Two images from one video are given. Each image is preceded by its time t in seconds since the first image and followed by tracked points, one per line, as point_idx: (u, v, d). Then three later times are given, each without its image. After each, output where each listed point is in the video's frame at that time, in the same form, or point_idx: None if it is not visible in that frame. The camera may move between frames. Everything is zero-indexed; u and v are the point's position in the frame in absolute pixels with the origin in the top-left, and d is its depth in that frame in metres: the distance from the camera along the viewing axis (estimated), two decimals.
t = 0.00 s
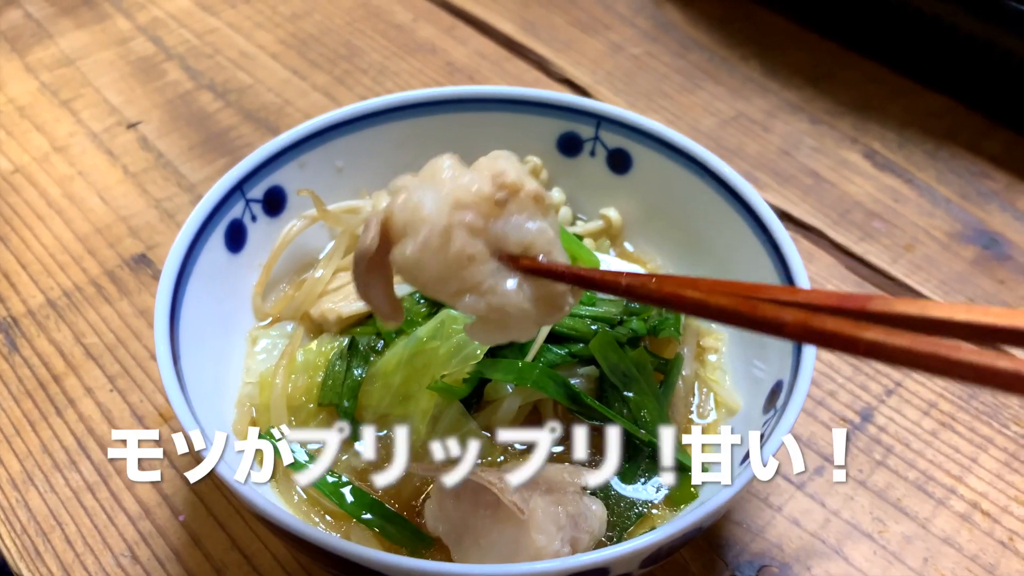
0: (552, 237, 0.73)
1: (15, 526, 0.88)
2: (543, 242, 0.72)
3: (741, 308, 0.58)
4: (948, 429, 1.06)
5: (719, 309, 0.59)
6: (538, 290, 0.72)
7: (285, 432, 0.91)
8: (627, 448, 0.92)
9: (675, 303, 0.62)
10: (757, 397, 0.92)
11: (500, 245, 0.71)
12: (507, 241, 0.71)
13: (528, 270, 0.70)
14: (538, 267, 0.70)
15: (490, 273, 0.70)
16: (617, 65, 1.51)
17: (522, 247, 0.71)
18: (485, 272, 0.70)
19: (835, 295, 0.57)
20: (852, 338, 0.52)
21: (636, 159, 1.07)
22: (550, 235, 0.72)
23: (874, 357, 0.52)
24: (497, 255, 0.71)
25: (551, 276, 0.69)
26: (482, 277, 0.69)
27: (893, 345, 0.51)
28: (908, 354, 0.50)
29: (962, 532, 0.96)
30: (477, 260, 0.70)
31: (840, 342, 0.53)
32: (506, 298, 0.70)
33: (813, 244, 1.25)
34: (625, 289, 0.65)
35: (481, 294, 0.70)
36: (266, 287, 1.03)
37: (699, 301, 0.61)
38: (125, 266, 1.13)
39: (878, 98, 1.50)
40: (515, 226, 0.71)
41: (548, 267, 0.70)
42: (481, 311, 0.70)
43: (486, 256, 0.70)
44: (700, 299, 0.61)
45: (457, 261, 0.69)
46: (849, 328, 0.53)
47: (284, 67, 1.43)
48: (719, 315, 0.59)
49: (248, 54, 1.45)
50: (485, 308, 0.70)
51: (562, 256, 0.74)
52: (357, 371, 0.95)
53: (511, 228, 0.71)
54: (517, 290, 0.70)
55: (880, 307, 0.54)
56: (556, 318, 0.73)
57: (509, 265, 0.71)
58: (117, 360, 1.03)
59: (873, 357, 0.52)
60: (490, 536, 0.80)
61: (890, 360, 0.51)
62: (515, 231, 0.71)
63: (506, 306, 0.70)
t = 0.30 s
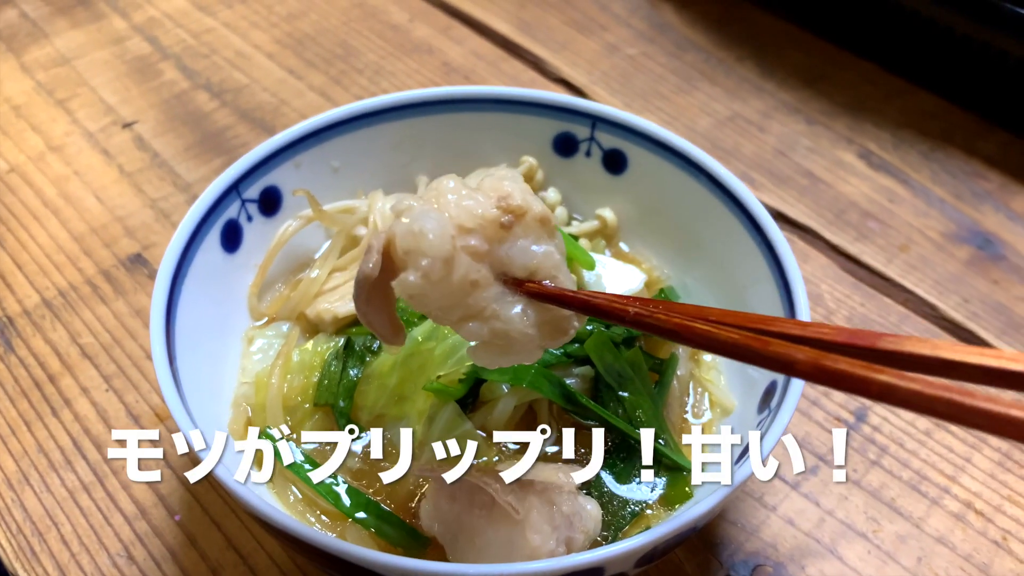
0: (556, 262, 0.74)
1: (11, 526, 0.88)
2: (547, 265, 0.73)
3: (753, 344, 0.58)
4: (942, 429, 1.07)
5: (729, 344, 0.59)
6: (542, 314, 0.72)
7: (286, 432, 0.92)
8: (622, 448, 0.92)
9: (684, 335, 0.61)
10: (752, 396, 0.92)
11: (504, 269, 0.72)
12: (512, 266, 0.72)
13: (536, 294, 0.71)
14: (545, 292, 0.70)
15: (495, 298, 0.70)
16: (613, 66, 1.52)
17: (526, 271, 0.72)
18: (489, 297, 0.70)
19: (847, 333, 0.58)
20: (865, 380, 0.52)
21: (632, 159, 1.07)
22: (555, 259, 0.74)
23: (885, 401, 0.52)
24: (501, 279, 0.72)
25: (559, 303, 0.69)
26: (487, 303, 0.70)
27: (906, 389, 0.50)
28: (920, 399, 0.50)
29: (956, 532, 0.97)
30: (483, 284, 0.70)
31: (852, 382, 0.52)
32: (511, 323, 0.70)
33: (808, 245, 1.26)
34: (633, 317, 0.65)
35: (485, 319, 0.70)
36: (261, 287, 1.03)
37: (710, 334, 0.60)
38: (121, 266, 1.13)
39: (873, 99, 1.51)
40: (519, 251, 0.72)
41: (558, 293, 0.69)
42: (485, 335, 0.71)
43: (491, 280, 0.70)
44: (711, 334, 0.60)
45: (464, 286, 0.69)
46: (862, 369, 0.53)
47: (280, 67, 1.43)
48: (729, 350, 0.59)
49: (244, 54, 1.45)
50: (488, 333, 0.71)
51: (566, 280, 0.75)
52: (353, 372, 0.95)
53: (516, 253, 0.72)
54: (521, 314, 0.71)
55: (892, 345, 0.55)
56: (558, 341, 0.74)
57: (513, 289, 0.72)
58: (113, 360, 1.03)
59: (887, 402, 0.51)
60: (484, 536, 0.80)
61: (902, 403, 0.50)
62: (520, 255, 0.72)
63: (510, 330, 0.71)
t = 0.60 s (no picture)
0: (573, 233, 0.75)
1: (19, 513, 0.88)
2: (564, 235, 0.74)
3: (776, 318, 0.59)
4: (942, 414, 1.08)
5: (753, 317, 0.60)
6: (556, 286, 0.73)
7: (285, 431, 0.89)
8: (627, 433, 0.92)
9: (706, 308, 0.63)
10: (755, 381, 0.93)
11: (520, 239, 0.72)
12: (528, 236, 0.72)
13: (554, 265, 0.71)
14: (562, 263, 0.71)
15: (510, 269, 0.71)
16: (614, 57, 1.52)
17: (542, 242, 0.73)
18: (504, 268, 0.71)
19: (868, 308, 0.60)
20: (890, 354, 0.54)
21: (634, 147, 1.08)
22: (571, 230, 0.74)
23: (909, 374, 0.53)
24: (516, 249, 0.73)
25: (576, 274, 0.70)
26: (502, 273, 0.71)
27: (930, 363, 0.52)
28: (946, 373, 0.52)
29: (957, 516, 0.98)
30: (497, 254, 0.71)
31: (877, 356, 0.54)
32: (525, 294, 0.71)
33: (809, 234, 1.27)
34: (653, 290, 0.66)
35: (499, 289, 0.72)
36: (267, 275, 1.03)
37: (732, 307, 0.62)
38: (125, 256, 1.13)
39: (872, 89, 1.52)
40: (535, 221, 0.73)
41: (574, 264, 0.70)
42: (499, 306, 0.72)
43: (506, 250, 0.71)
44: (734, 307, 0.62)
45: (479, 256, 0.70)
46: (886, 344, 0.54)
47: (281, 59, 1.43)
48: (752, 323, 0.60)
49: (245, 46, 1.45)
50: (503, 304, 0.72)
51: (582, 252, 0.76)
52: (360, 359, 0.96)
53: (532, 223, 0.72)
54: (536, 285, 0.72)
55: (913, 321, 0.57)
56: (573, 313, 0.76)
57: (529, 259, 0.73)
58: (118, 349, 1.04)
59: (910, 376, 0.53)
60: (490, 519, 0.81)
61: (927, 377, 0.52)
62: (536, 225, 0.73)
63: (525, 301, 0.72)
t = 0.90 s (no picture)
0: (574, 196, 0.74)
1: (17, 489, 0.89)
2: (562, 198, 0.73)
3: (778, 287, 0.58)
4: (937, 389, 1.08)
5: (755, 285, 0.58)
6: (557, 251, 0.74)
7: (286, 431, 0.86)
8: (622, 406, 0.93)
9: (708, 276, 0.61)
10: (749, 354, 0.93)
11: (517, 205, 0.72)
12: (525, 202, 0.72)
13: (553, 229, 0.71)
14: (562, 228, 0.70)
15: (508, 237, 0.71)
16: (609, 37, 1.52)
17: (540, 207, 0.72)
18: (502, 237, 0.71)
19: (874, 275, 0.59)
20: (897, 327, 0.53)
21: (629, 123, 1.08)
22: (570, 191, 0.73)
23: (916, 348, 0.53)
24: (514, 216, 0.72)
25: (576, 239, 0.70)
26: (499, 243, 0.71)
27: (938, 337, 0.52)
28: (953, 347, 0.51)
29: (951, 489, 0.97)
30: (493, 225, 0.71)
31: (884, 329, 0.53)
32: (525, 261, 0.71)
33: (804, 213, 1.27)
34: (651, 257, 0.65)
35: (498, 259, 0.72)
36: (262, 252, 1.03)
37: (733, 275, 0.60)
38: (121, 236, 1.14)
39: (867, 69, 1.52)
40: (532, 185, 0.72)
41: (576, 230, 0.70)
42: (499, 276, 0.72)
43: (503, 219, 0.71)
44: (735, 275, 0.60)
45: (474, 228, 0.70)
46: (894, 317, 0.53)
47: (276, 41, 1.43)
48: (754, 292, 0.59)
49: (240, 28, 1.45)
50: (503, 273, 0.72)
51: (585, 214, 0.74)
52: (355, 333, 0.96)
53: (528, 188, 0.72)
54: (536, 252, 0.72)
55: (920, 290, 0.56)
56: (575, 274, 0.76)
57: (527, 225, 0.72)
58: (114, 328, 1.04)
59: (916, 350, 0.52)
60: (486, 489, 0.81)
61: (934, 351, 0.51)
62: (533, 190, 0.72)
63: (525, 268, 0.72)
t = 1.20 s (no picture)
0: (565, 189, 0.71)
1: (13, 477, 0.89)
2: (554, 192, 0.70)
3: (774, 290, 0.56)
4: (932, 376, 1.08)
5: (750, 290, 0.57)
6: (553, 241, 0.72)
7: (286, 431, 0.86)
8: (618, 393, 0.93)
9: (702, 278, 0.60)
10: (745, 341, 0.93)
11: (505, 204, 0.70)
12: (512, 203, 0.70)
13: (549, 226, 0.69)
14: (556, 223, 0.68)
15: (499, 243, 0.71)
16: (605, 26, 1.52)
17: (528, 203, 0.70)
18: (492, 244, 0.71)
19: (879, 266, 0.56)
20: (896, 337, 0.50)
21: (624, 111, 1.08)
22: (560, 185, 0.70)
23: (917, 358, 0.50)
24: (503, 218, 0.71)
25: (568, 234, 0.68)
26: (489, 251, 0.71)
27: (939, 347, 0.48)
28: (955, 359, 0.48)
29: (946, 475, 0.97)
30: (481, 235, 0.70)
31: (882, 338, 0.50)
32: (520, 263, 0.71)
33: (800, 201, 1.27)
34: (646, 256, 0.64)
35: (493, 263, 0.71)
36: (258, 240, 1.03)
37: (729, 276, 0.58)
38: (116, 225, 1.13)
39: (864, 58, 1.52)
40: (517, 186, 0.70)
41: (569, 225, 0.68)
42: (496, 277, 0.72)
43: (490, 226, 0.71)
44: (730, 278, 0.59)
45: (460, 243, 0.70)
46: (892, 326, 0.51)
47: (272, 30, 1.42)
48: (749, 296, 0.57)
49: (235, 17, 1.45)
50: (500, 275, 0.72)
51: (579, 203, 0.72)
52: (352, 321, 0.96)
53: (514, 189, 0.70)
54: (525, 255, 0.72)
55: (927, 284, 0.54)
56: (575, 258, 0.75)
57: (519, 221, 0.71)
58: (111, 316, 1.04)
59: (915, 361, 0.49)
60: (481, 475, 0.82)
61: (934, 362, 0.48)
62: (519, 190, 0.70)
63: (519, 265, 0.72)
